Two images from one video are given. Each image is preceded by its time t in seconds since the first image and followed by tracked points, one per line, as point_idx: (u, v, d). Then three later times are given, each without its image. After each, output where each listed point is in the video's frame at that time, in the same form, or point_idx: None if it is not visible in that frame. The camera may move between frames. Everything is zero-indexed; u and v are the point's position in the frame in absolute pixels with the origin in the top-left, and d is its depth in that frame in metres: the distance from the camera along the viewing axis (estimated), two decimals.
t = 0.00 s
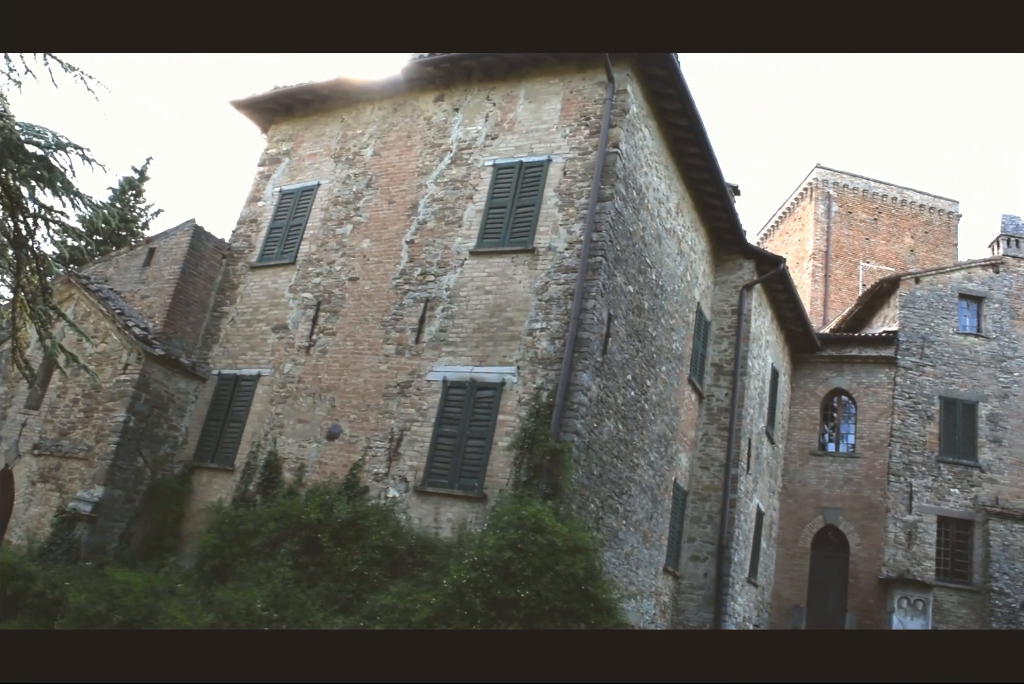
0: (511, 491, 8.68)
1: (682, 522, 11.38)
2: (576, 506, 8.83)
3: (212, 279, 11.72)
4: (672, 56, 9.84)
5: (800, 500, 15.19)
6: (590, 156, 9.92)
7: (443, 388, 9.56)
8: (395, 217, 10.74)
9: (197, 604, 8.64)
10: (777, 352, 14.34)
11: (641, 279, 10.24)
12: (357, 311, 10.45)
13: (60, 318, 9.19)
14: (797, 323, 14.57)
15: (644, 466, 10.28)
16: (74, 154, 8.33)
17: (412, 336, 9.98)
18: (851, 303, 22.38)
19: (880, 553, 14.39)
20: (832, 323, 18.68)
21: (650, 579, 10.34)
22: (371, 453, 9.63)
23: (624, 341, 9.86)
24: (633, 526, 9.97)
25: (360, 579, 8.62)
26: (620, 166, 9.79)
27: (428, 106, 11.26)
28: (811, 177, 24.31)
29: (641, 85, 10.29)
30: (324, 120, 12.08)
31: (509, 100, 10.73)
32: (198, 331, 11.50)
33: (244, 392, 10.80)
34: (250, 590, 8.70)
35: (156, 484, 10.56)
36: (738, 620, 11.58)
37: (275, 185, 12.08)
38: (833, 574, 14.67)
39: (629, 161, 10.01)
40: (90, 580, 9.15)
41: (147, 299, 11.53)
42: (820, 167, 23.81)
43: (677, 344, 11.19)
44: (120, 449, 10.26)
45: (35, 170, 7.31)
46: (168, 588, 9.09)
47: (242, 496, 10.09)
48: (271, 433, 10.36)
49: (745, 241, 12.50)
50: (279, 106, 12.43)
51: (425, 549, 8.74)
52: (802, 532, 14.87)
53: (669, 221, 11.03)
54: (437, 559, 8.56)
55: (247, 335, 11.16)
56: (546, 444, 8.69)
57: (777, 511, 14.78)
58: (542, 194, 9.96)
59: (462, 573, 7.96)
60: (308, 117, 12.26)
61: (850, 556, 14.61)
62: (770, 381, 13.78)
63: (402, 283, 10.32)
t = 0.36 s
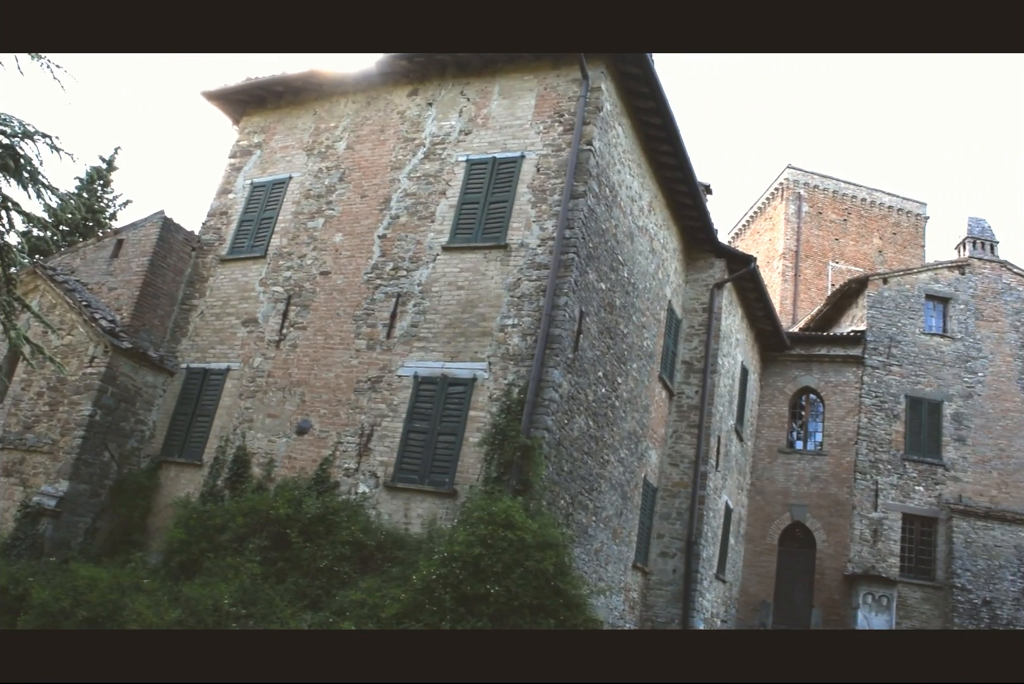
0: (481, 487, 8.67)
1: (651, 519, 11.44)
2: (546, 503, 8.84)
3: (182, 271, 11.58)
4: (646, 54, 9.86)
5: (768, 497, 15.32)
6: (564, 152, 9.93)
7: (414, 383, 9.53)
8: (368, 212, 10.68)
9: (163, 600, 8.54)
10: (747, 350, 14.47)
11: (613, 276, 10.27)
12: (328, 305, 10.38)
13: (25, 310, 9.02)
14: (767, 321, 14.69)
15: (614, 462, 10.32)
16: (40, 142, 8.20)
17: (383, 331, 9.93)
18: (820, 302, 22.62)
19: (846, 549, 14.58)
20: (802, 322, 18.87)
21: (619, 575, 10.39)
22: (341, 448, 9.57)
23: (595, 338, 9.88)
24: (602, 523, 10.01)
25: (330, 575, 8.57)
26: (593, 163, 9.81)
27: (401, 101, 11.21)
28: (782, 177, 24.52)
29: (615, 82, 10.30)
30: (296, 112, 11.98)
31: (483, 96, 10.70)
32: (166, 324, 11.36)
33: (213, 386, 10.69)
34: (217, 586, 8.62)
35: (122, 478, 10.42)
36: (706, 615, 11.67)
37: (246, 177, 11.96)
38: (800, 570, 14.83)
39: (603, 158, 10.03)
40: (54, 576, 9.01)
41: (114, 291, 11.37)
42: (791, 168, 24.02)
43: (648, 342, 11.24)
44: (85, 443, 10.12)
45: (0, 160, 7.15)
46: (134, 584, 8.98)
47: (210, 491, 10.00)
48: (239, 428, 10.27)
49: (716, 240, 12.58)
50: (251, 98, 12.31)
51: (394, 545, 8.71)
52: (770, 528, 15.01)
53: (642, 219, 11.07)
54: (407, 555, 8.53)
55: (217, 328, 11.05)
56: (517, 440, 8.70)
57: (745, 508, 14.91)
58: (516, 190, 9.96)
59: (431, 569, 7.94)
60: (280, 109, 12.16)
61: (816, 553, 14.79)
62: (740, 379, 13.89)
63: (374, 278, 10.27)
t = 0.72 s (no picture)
0: (454, 482, 8.67)
1: (624, 514, 11.49)
2: (520, 498, 8.84)
3: (153, 263, 11.45)
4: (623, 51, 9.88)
5: (739, 493, 15.44)
6: (540, 148, 9.93)
7: (388, 378, 9.50)
8: (343, 205, 10.63)
9: (132, 595, 8.47)
10: (720, 348, 14.57)
11: (588, 272, 10.29)
12: (302, 299, 10.32)
13: None
14: (740, 319, 14.80)
15: (587, 458, 10.36)
16: (7, 132, 8.05)
17: (357, 325, 9.89)
18: (793, 300, 22.84)
19: (816, 545, 14.75)
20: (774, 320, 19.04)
21: (592, 571, 10.43)
22: (314, 442, 9.52)
23: (569, 334, 9.90)
24: (575, 518, 10.04)
25: (302, 570, 8.53)
26: (569, 159, 9.82)
27: (377, 94, 11.15)
28: (756, 175, 24.67)
29: (592, 79, 10.31)
30: (271, 104, 11.88)
31: (460, 90, 10.67)
32: (137, 316, 11.23)
33: (184, 380, 10.59)
34: (187, 581, 8.54)
35: (91, 472, 10.29)
36: (677, 610, 11.76)
37: (220, 169, 11.85)
38: (771, 565, 14.98)
39: (579, 154, 10.04)
40: (20, 571, 8.88)
41: (84, 283, 11.22)
42: (765, 167, 24.18)
43: (622, 338, 11.28)
44: (53, 437, 9.99)
45: None
46: (103, 579, 8.88)
47: (180, 486, 9.90)
48: (211, 422, 10.18)
49: (691, 237, 12.64)
50: (225, 89, 12.19)
51: (367, 540, 8.68)
52: (741, 524, 15.13)
53: (617, 215, 11.10)
54: (379, 550, 8.51)
55: (189, 321, 10.94)
56: (491, 436, 8.70)
57: (717, 504, 15.02)
58: (491, 186, 9.94)
59: (404, 564, 7.91)
60: (255, 101, 12.05)
61: (787, 548, 14.94)
62: (712, 376, 13.98)
63: (348, 272, 10.22)
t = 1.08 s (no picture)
0: (425, 478, 8.65)
1: (594, 510, 11.54)
2: (491, 493, 8.84)
3: (122, 254, 11.29)
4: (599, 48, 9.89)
5: (709, 489, 15.54)
6: (514, 144, 9.92)
7: (360, 372, 9.45)
8: (315, 198, 10.56)
9: (99, 591, 8.38)
10: (691, 345, 14.67)
11: (561, 268, 10.31)
12: (273, 292, 10.24)
13: None
14: (711, 316, 14.90)
15: (559, 453, 10.38)
16: None
17: (329, 319, 9.83)
18: (763, 299, 23.07)
19: (784, 541, 14.90)
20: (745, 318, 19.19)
21: (562, 566, 10.46)
22: (284, 437, 9.45)
23: (542, 330, 9.92)
24: (546, 514, 10.05)
25: (271, 565, 8.47)
26: (543, 155, 9.83)
27: (351, 87, 11.08)
28: (729, 174, 24.81)
29: (567, 75, 10.31)
30: (243, 95, 11.77)
31: (434, 84, 10.63)
32: (105, 308, 11.08)
33: (153, 373, 10.47)
34: (154, 576, 8.44)
35: (56, 466, 10.13)
36: (646, 605, 11.83)
37: (191, 160, 11.72)
38: (740, 561, 15.12)
39: (553, 151, 10.05)
40: None
41: (51, 273, 11.05)
42: (737, 166, 24.32)
43: (594, 334, 11.32)
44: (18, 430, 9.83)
45: None
46: (67, 575, 8.75)
47: (148, 480, 9.78)
48: (180, 415, 10.07)
49: (664, 234, 12.71)
50: (197, 79, 12.05)
51: (337, 535, 8.64)
52: (711, 520, 15.25)
53: (590, 212, 11.13)
54: (350, 545, 8.48)
55: (158, 314, 10.81)
56: (462, 431, 8.69)
57: (687, 500, 15.11)
58: (465, 181, 9.92)
59: (374, 559, 7.88)
60: (227, 91, 11.93)
61: (756, 544, 15.08)
62: (684, 373, 14.08)
63: (320, 265, 10.16)
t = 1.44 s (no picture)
0: (393, 473, 8.61)
1: (562, 506, 11.59)
2: (459, 489, 8.82)
3: (86, 245, 11.11)
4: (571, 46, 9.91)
5: (676, 486, 15.65)
6: (485, 139, 9.91)
7: (328, 367, 9.39)
8: (284, 191, 10.48)
9: (60, 586, 8.32)
10: (659, 342, 14.76)
11: (530, 265, 10.32)
12: (240, 285, 10.15)
13: None
14: (680, 314, 15.00)
15: (527, 449, 10.39)
16: None
17: (297, 314, 9.76)
18: (731, 297, 23.29)
19: (749, 537, 15.07)
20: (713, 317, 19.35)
21: (529, 562, 10.48)
22: (251, 431, 9.36)
23: (511, 326, 9.92)
24: (514, 510, 10.06)
25: (236, 561, 8.39)
26: (514, 151, 9.83)
27: (322, 79, 11.00)
28: (699, 173, 24.94)
29: (539, 72, 10.31)
30: (212, 85, 11.64)
31: (406, 78, 10.58)
32: (69, 300, 10.90)
33: (117, 366, 10.32)
34: (117, 573, 8.31)
35: (17, 460, 9.94)
36: (612, 601, 11.91)
37: (158, 150, 11.57)
38: (705, 558, 15.25)
39: (524, 147, 10.05)
40: None
41: (13, 264, 10.85)
42: (707, 165, 24.48)
43: (563, 331, 11.35)
44: None
45: None
46: (27, 572, 8.59)
47: (111, 474, 9.63)
48: (144, 409, 9.94)
49: (633, 232, 12.77)
50: (164, 68, 11.89)
51: (303, 531, 8.58)
52: (677, 516, 15.37)
53: (561, 209, 11.16)
54: (316, 541, 8.43)
55: (123, 306, 10.67)
56: (430, 427, 8.67)
57: (653, 496, 15.21)
58: (435, 176, 9.89)
59: (341, 555, 7.83)
60: (195, 81, 11.79)
61: (721, 540, 15.22)
62: (651, 370, 14.18)
63: (289, 259, 10.08)
